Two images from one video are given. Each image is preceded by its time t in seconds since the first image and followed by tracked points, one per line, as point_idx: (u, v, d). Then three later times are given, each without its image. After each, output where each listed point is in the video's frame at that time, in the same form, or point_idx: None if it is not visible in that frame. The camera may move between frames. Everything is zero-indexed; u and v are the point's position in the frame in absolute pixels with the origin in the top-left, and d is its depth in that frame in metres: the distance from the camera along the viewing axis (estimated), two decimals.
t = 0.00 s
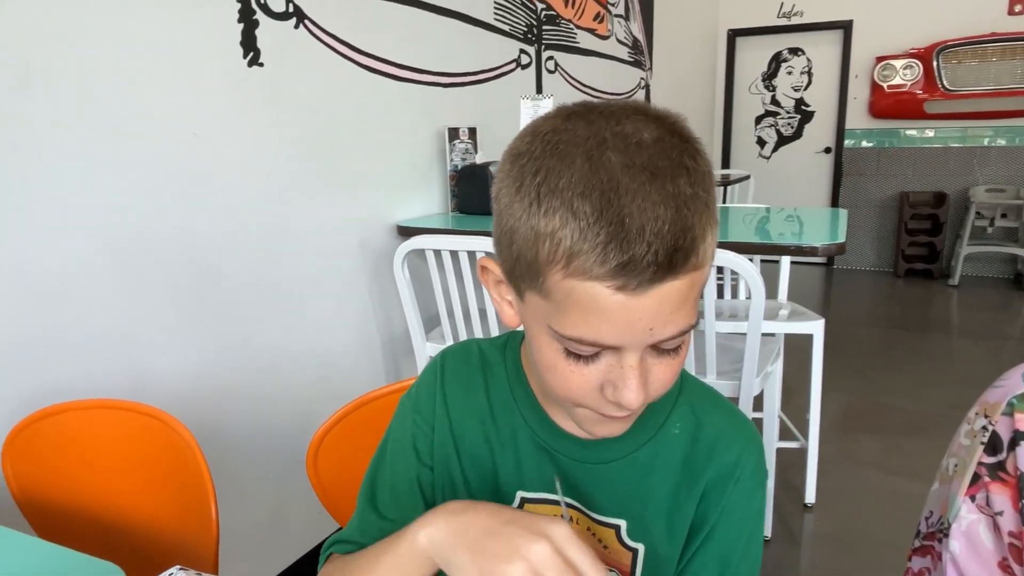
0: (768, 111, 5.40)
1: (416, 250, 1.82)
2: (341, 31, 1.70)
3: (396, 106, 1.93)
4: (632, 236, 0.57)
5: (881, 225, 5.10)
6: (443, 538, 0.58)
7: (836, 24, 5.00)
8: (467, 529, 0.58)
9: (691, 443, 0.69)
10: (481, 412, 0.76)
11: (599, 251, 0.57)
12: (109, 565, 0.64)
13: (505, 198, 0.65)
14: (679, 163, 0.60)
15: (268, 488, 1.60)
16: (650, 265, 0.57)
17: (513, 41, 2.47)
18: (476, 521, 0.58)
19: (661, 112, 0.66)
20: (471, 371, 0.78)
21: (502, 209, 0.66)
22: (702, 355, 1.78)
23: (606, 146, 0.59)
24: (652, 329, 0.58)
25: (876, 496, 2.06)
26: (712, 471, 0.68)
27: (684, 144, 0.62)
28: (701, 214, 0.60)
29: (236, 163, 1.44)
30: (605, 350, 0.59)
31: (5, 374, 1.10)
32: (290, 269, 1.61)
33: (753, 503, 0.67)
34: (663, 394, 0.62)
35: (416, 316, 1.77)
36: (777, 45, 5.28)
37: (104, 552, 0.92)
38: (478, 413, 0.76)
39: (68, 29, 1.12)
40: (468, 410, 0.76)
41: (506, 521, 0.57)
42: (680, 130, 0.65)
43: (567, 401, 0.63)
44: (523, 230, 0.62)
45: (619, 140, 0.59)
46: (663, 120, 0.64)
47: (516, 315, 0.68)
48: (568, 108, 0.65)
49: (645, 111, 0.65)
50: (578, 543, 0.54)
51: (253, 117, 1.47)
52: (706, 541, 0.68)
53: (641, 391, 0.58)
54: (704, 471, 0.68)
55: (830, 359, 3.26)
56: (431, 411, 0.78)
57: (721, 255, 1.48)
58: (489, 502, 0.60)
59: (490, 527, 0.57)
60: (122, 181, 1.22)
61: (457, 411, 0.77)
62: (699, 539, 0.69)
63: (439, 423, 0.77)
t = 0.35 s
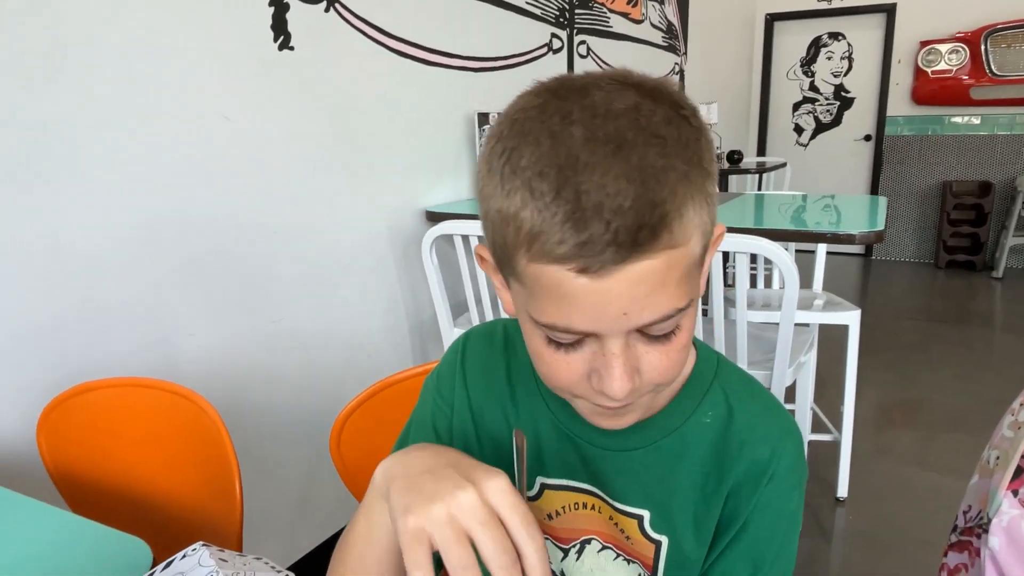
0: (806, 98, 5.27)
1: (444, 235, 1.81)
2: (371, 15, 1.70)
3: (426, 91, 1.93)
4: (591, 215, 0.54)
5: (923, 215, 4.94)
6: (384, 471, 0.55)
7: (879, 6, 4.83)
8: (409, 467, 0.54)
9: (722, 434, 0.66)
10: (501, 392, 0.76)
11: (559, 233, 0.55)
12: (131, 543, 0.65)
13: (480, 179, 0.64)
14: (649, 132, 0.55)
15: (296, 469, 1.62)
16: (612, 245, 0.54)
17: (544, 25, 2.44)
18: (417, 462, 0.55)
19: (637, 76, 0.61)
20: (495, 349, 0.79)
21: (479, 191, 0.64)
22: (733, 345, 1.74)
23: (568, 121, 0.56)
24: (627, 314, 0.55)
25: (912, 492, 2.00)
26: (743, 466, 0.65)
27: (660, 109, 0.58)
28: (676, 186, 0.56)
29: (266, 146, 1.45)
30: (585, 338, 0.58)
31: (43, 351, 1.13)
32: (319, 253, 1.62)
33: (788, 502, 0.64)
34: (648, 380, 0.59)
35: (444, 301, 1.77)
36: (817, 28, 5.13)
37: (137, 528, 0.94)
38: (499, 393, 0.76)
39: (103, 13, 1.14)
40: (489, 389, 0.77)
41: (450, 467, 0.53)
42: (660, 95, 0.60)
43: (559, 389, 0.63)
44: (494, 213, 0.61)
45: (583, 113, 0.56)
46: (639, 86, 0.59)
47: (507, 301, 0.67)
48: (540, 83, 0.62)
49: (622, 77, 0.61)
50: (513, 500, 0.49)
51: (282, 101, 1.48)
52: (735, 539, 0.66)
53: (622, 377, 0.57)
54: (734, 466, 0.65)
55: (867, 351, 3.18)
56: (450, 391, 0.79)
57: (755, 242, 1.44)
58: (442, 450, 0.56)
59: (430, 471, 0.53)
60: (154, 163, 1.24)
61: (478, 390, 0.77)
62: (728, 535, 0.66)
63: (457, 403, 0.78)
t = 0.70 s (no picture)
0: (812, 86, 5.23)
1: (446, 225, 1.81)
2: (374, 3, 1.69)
3: (429, 80, 1.92)
4: (539, 225, 0.54)
5: (929, 205, 4.91)
6: (389, 534, 0.55)
7: None
8: (411, 525, 0.54)
9: (717, 440, 0.65)
10: (502, 385, 0.77)
11: (510, 243, 0.55)
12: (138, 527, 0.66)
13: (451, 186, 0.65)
14: (599, 134, 0.54)
15: (300, 457, 1.63)
16: (562, 254, 0.53)
17: (548, 12, 2.42)
18: (417, 518, 0.54)
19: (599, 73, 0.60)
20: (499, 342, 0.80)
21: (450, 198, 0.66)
22: (736, 334, 1.74)
23: (518, 128, 0.56)
24: (587, 323, 0.55)
25: (914, 482, 2.00)
26: (734, 475, 0.63)
27: (614, 108, 0.56)
28: (630, 189, 0.55)
29: (268, 136, 1.45)
30: (554, 346, 0.58)
31: (47, 340, 1.14)
32: (321, 242, 1.62)
33: (784, 514, 0.61)
34: (617, 385, 0.59)
35: (446, 291, 1.77)
36: (823, 16, 5.08)
37: (142, 515, 0.95)
38: (500, 387, 0.77)
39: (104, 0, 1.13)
40: (491, 383, 0.78)
41: (452, 511, 0.53)
42: (619, 93, 0.59)
43: (541, 394, 0.64)
44: (459, 220, 0.62)
45: (532, 119, 0.56)
46: (596, 85, 0.58)
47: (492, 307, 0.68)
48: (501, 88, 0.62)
49: (581, 75, 0.60)
50: (533, 523, 0.50)
51: (284, 91, 1.47)
52: (726, 549, 0.64)
53: (593, 385, 0.58)
54: (726, 475, 0.64)
55: (870, 341, 3.17)
56: (455, 378, 0.80)
57: (758, 232, 1.44)
58: (432, 487, 0.56)
59: (435, 521, 0.53)
60: (156, 153, 1.24)
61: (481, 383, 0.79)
62: (720, 544, 0.65)
63: (462, 392, 0.79)
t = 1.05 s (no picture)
0: (805, 82, 5.25)
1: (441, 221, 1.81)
2: None
3: (423, 76, 1.91)
4: (593, 187, 0.56)
5: (921, 200, 4.94)
6: None
7: None
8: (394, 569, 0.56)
9: (717, 429, 0.66)
10: (511, 359, 0.79)
11: (561, 204, 0.57)
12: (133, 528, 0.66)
13: (493, 158, 0.68)
14: (653, 109, 0.58)
15: (295, 454, 1.63)
16: (612, 215, 0.55)
17: (541, 8, 2.41)
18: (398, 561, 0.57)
19: (654, 57, 0.65)
20: (510, 319, 0.81)
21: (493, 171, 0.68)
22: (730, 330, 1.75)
23: (576, 97, 0.59)
24: (628, 288, 0.56)
25: (906, 476, 2.02)
26: (733, 464, 0.64)
27: (667, 89, 0.60)
28: (679, 161, 0.57)
29: (263, 133, 1.44)
30: (589, 312, 0.58)
31: (38, 339, 1.13)
32: (315, 239, 1.61)
33: (778, 504, 0.62)
34: (649, 356, 0.59)
35: (441, 287, 1.77)
36: (817, 12, 5.10)
37: (135, 513, 0.94)
38: (509, 364, 0.79)
39: None
40: (501, 357, 0.79)
41: (428, 548, 0.55)
42: (669, 76, 0.62)
43: (566, 366, 0.64)
44: (503, 187, 0.64)
45: (590, 91, 0.59)
46: (648, 68, 0.62)
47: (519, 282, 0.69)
48: (554, 67, 0.66)
49: (633, 59, 0.64)
50: (498, 540, 0.52)
51: (278, 87, 1.47)
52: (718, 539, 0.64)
53: (626, 353, 0.58)
54: (725, 463, 0.64)
55: (863, 336, 3.19)
56: (464, 344, 0.81)
57: (752, 228, 1.44)
58: (411, 529, 0.58)
59: (414, 559, 0.55)
60: (149, 149, 1.23)
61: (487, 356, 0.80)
62: (712, 533, 0.65)
63: (470, 357, 0.80)
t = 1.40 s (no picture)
0: (798, 84, 5.27)
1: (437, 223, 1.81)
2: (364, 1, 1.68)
3: (419, 78, 1.91)
4: (584, 187, 0.56)
5: (914, 202, 4.97)
6: None
7: None
8: None
9: (711, 427, 0.66)
10: (505, 369, 0.79)
11: (553, 203, 0.57)
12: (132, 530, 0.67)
13: (487, 159, 0.68)
14: (643, 111, 0.58)
15: (291, 457, 1.63)
16: (603, 214, 0.56)
17: (537, 10, 2.42)
18: None
19: (645, 63, 0.65)
20: (503, 328, 0.82)
21: (487, 172, 0.68)
22: (726, 331, 1.75)
23: (567, 100, 0.59)
24: (619, 286, 0.56)
25: (900, 476, 2.03)
26: (725, 461, 0.64)
27: (657, 91, 0.60)
28: (668, 162, 0.58)
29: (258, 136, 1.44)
30: (581, 310, 0.59)
31: (33, 342, 1.12)
32: (311, 242, 1.61)
33: (769, 500, 0.62)
34: (641, 353, 0.60)
35: (437, 289, 1.77)
36: (810, 14, 5.12)
37: (131, 516, 0.94)
38: (504, 372, 0.79)
39: None
40: (495, 369, 0.80)
41: None
42: (658, 78, 0.63)
43: (559, 365, 0.64)
44: (496, 187, 0.64)
45: (580, 94, 0.59)
46: (638, 71, 0.63)
47: (513, 283, 0.69)
48: (546, 71, 0.66)
49: (624, 62, 0.64)
50: None
51: (274, 90, 1.47)
52: (712, 536, 0.64)
53: (617, 349, 0.58)
54: (718, 461, 0.64)
55: (857, 337, 3.21)
56: (456, 365, 0.82)
57: (747, 230, 1.45)
58: None
59: None
60: (145, 151, 1.23)
61: (479, 368, 0.81)
62: (706, 530, 0.65)
63: (462, 377, 0.81)
